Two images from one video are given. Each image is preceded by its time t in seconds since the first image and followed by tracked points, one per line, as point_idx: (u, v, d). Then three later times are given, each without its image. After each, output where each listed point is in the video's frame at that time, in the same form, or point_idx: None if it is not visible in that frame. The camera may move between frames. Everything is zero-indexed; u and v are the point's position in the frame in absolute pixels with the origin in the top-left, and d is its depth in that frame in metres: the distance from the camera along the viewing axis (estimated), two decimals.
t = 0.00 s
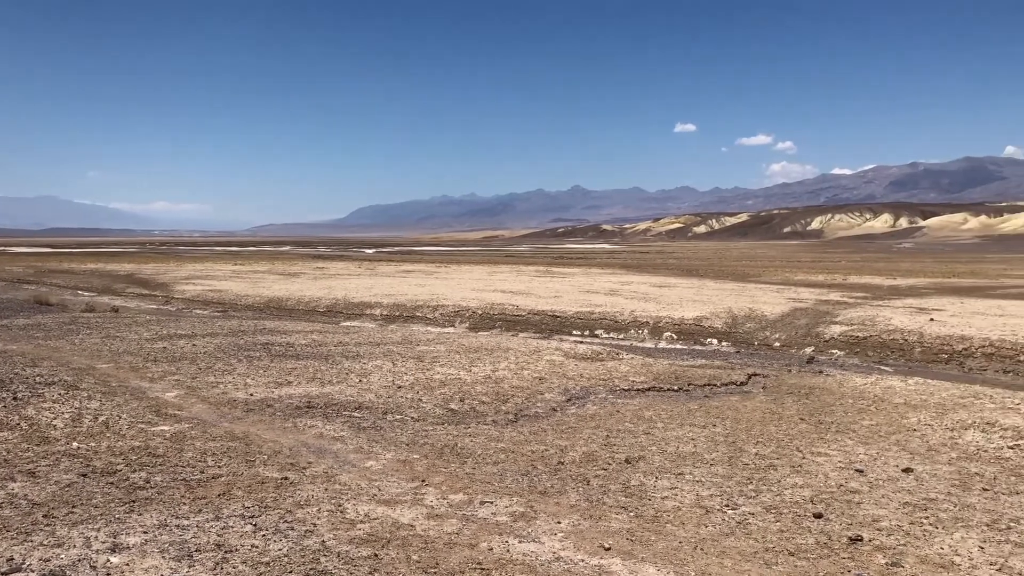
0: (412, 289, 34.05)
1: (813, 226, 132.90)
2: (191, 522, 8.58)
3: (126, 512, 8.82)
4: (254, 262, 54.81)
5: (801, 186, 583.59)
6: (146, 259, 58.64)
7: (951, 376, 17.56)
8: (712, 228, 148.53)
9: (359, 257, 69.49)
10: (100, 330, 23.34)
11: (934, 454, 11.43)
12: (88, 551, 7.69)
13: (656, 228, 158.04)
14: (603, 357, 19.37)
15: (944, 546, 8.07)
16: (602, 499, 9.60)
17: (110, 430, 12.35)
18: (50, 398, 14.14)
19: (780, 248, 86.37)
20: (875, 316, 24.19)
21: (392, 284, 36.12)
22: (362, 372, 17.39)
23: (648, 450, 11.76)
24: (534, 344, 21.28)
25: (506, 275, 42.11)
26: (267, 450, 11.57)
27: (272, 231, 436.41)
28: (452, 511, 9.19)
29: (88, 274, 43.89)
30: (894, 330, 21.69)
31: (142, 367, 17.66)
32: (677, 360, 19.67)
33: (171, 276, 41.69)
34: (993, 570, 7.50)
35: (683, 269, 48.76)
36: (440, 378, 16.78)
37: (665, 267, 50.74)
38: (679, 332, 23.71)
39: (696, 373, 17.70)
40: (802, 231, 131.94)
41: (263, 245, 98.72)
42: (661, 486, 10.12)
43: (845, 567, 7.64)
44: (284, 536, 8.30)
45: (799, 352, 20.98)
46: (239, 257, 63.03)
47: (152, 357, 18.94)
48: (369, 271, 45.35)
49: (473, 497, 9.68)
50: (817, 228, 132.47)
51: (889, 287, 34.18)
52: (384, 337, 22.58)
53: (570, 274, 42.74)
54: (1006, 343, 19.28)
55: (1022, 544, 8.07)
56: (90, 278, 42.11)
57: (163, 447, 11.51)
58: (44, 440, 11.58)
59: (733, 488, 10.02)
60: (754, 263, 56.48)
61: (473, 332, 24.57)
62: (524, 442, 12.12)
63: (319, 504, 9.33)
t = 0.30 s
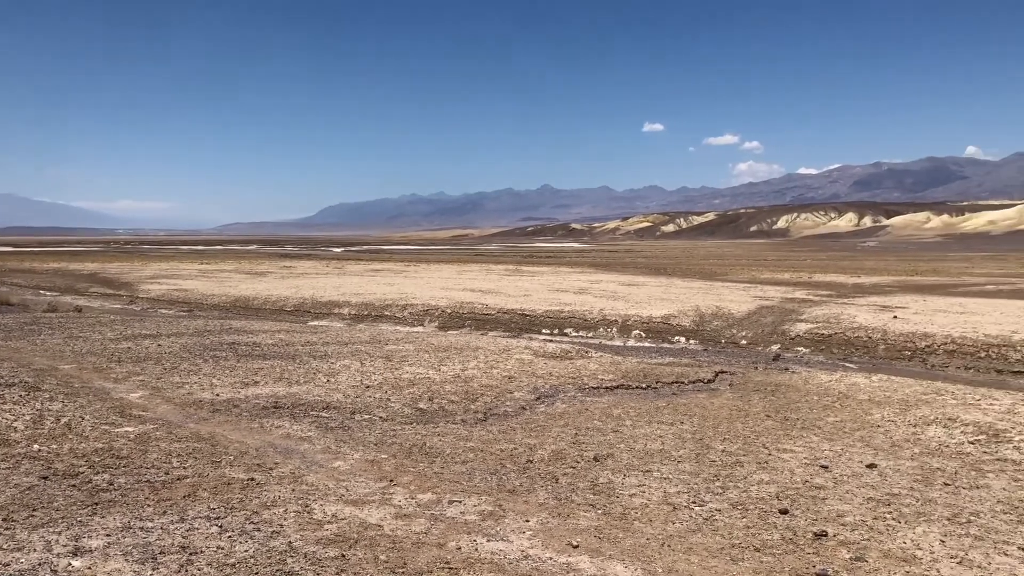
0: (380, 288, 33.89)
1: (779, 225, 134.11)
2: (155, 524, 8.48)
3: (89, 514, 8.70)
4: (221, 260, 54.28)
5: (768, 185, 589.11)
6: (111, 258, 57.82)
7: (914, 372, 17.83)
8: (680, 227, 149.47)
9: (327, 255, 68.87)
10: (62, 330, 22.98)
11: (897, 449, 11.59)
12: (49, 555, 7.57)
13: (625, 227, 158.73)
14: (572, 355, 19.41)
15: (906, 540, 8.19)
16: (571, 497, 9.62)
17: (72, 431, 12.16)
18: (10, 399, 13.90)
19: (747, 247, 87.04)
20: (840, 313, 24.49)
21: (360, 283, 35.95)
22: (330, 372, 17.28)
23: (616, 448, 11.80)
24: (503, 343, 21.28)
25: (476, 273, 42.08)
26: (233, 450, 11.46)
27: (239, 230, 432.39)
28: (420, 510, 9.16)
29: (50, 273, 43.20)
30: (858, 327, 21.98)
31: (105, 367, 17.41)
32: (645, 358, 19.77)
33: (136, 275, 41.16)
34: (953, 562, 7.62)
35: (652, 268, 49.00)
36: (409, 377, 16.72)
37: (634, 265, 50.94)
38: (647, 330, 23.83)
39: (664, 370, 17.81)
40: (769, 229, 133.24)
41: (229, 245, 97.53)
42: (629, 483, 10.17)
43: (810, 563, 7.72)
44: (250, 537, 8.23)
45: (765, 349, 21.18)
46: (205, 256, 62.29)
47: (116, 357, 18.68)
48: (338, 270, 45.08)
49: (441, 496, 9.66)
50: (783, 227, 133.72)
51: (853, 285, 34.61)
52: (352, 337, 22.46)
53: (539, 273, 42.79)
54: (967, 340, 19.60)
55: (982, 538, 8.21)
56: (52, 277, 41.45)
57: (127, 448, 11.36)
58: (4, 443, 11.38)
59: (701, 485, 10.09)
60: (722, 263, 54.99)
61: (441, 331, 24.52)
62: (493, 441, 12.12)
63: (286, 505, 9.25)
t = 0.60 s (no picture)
0: (350, 286, 33.71)
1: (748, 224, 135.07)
2: (121, 526, 8.38)
3: (52, 517, 8.56)
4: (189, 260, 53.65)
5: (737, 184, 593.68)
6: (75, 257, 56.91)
7: (880, 369, 18.05)
8: (650, 225, 150.16)
9: (295, 253, 68.15)
10: (25, 330, 22.59)
11: (863, 445, 11.73)
12: (12, 559, 7.45)
13: (595, 225, 159.19)
14: (542, 353, 19.44)
15: (872, 535, 8.29)
16: (541, 495, 9.63)
17: (35, 433, 11.96)
18: None
19: (716, 245, 87.55)
20: (807, 311, 24.73)
21: (330, 281, 35.75)
22: (299, 371, 17.16)
23: (586, 445, 11.84)
24: (474, 341, 21.26)
25: (446, 272, 41.96)
26: (200, 451, 11.34)
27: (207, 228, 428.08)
28: (390, 510, 9.12)
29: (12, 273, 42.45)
30: (825, 325, 22.20)
31: (70, 368, 17.14)
32: (616, 356, 19.85)
33: (101, 274, 40.58)
34: (918, 556, 7.73)
35: (622, 266, 49.18)
36: (379, 376, 16.66)
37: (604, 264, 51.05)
38: (618, 328, 23.93)
39: (634, 368, 17.88)
40: (738, 228, 134.28)
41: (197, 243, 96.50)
42: (599, 480, 10.20)
43: (778, 558, 7.79)
44: (218, 538, 8.15)
45: (734, 347, 21.32)
46: (171, 255, 61.68)
47: (81, 357, 18.41)
48: (307, 269, 44.79)
49: (411, 495, 9.62)
50: (752, 226, 134.70)
51: (821, 282, 34.97)
52: (321, 336, 22.31)
53: (510, 271, 42.76)
54: (932, 337, 19.87)
55: (945, 532, 8.33)
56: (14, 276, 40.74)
57: (92, 449, 11.20)
58: None
59: (670, 481, 10.14)
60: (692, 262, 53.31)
61: (412, 329, 24.44)
62: (464, 440, 12.10)
63: (254, 505, 9.17)
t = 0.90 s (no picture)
0: (322, 286, 33.52)
1: (719, 224, 135.91)
2: (88, 528, 8.27)
3: (18, 520, 8.44)
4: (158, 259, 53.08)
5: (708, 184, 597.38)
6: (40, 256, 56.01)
7: (849, 367, 18.26)
8: (622, 225, 150.70)
9: (266, 252, 67.55)
10: None
11: (832, 442, 11.85)
12: None
13: (568, 224, 159.57)
14: (515, 352, 19.45)
15: (840, 531, 8.39)
16: (513, 494, 9.64)
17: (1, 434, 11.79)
18: None
19: (687, 245, 87.96)
20: (777, 310, 24.95)
21: (301, 280, 35.53)
22: (270, 371, 17.04)
23: (559, 444, 11.87)
24: (447, 341, 21.24)
25: (419, 271, 41.85)
26: (170, 451, 11.23)
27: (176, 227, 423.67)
28: (361, 510, 9.10)
29: None
30: (795, 323, 22.41)
31: (36, 368, 16.89)
32: (588, 355, 19.91)
33: (67, 273, 40.03)
34: (885, 552, 7.83)
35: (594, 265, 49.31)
36: (351, 376, 16.58)
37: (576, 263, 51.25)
38: (590, 327, 23.99)
39: (606, 367, 17.95)
40: (709, 228, 135.15)
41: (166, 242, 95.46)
42: (572, 479, 10.23)
43: (748, 555, 7.86)
44: (186, 540, 8.07)
45: (705, 345, 21.46)
46: (139, 254, 61.00)
47: (47, 358, 18.16)
48: (279, 268, 44.46)
49: (383, 495, 9.60)
50: (723, 225, 135.58)
51: (790, 281, 35.29)
52: (293, 335, 22.17)
53: (483, 271, 42.72)
54: (899, 335, 20.12)
55: (912, 527, 8.45)
56: None
57: (58, 451, 11.06)
58: None
59: (642, 480, 10.20)
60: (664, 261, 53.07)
61: (384, 329, 24.35)
62: (436, 439, 12.08)
63: (224, 506, 9.10)
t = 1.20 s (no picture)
0: (296, 285, 33.31)
1: (693, 223, 136.59)
2: (58, 531, 8.18)
3: None
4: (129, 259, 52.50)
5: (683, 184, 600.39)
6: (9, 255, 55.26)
7: (821, 366, 18.43)
8: (597, 224, 151.10)
9: (239, 252, 66.84)
10: None
11: (805, 440, 11.96)
12: None
13: (544, 224, 159.79)
14: (491, 352, 19.43)
15: (813, 528, 8.47)
16: (488, 494, 9.64)
17: None
18: None
19: (662, 245, 88.27)
20: (751, 309, 25.13)
21: (275, 280, 35.30)
22: (243, 372, 16.92)
23: (534, 443, 11.88)
24: (422, 340, 21.19)
25: (394, 271, 41.72)
26: (142, 453, 11.12)
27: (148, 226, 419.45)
28: (336, 511, 9.06)
29: None
30: (768, 322, 22.58)
31: (5, 369, 16.66)
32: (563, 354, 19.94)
33: (36, 273, 39.51)
34: (857, 548, 7.92)
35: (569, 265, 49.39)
36: (325, 376, 16.50)
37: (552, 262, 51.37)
38: (566, 327, 24.03)
39: (581, 366, 17.98)
40: (684, 228, 135.82)
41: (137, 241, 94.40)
42: (547, 478, 10.25)
43: (722, 552, 7.92)
44: (159, 542, 8.01)
45: (679, 345, 21.58)
46: (110, 254, 60.30)
47: (16, 359, 17.91)
48: (252, 267, 44.12)
49: (357, 496, 9.56)
50: (697, 225, 136.29)
51: (764, 281, 35.53)
52: (266, 335, 22.03)
53: (458, 270, 42.65)
54: (870, 334, 20.33)
55: (883, 524, 8.55)
56: None
57: (28, 453, 10.92)
58: None
59: (617, 478, 10.24)
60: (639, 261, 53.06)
61: (359, 329, 24.24)
62: (411, 439, 12.06)
63: (197, 508, 9.03)
